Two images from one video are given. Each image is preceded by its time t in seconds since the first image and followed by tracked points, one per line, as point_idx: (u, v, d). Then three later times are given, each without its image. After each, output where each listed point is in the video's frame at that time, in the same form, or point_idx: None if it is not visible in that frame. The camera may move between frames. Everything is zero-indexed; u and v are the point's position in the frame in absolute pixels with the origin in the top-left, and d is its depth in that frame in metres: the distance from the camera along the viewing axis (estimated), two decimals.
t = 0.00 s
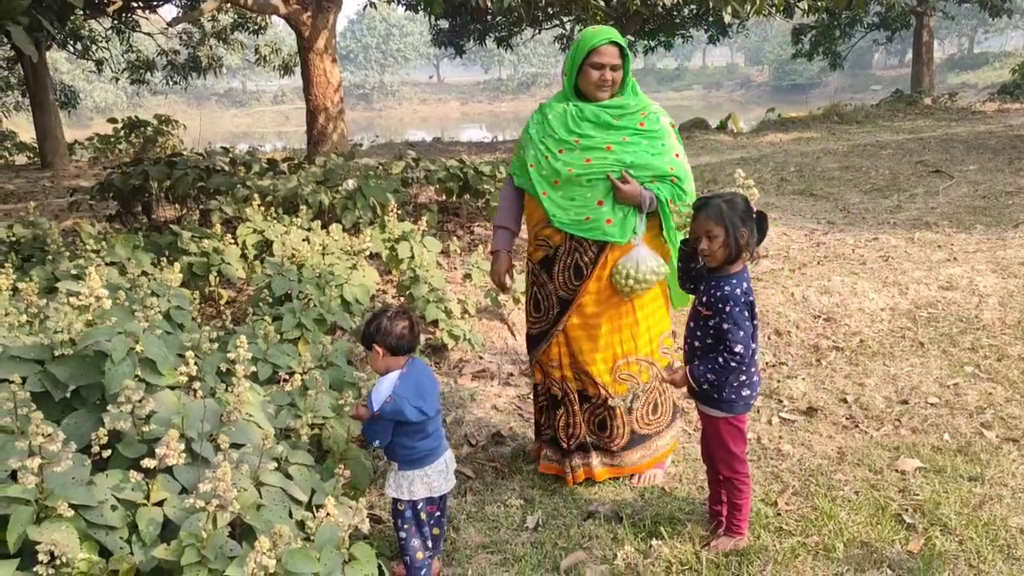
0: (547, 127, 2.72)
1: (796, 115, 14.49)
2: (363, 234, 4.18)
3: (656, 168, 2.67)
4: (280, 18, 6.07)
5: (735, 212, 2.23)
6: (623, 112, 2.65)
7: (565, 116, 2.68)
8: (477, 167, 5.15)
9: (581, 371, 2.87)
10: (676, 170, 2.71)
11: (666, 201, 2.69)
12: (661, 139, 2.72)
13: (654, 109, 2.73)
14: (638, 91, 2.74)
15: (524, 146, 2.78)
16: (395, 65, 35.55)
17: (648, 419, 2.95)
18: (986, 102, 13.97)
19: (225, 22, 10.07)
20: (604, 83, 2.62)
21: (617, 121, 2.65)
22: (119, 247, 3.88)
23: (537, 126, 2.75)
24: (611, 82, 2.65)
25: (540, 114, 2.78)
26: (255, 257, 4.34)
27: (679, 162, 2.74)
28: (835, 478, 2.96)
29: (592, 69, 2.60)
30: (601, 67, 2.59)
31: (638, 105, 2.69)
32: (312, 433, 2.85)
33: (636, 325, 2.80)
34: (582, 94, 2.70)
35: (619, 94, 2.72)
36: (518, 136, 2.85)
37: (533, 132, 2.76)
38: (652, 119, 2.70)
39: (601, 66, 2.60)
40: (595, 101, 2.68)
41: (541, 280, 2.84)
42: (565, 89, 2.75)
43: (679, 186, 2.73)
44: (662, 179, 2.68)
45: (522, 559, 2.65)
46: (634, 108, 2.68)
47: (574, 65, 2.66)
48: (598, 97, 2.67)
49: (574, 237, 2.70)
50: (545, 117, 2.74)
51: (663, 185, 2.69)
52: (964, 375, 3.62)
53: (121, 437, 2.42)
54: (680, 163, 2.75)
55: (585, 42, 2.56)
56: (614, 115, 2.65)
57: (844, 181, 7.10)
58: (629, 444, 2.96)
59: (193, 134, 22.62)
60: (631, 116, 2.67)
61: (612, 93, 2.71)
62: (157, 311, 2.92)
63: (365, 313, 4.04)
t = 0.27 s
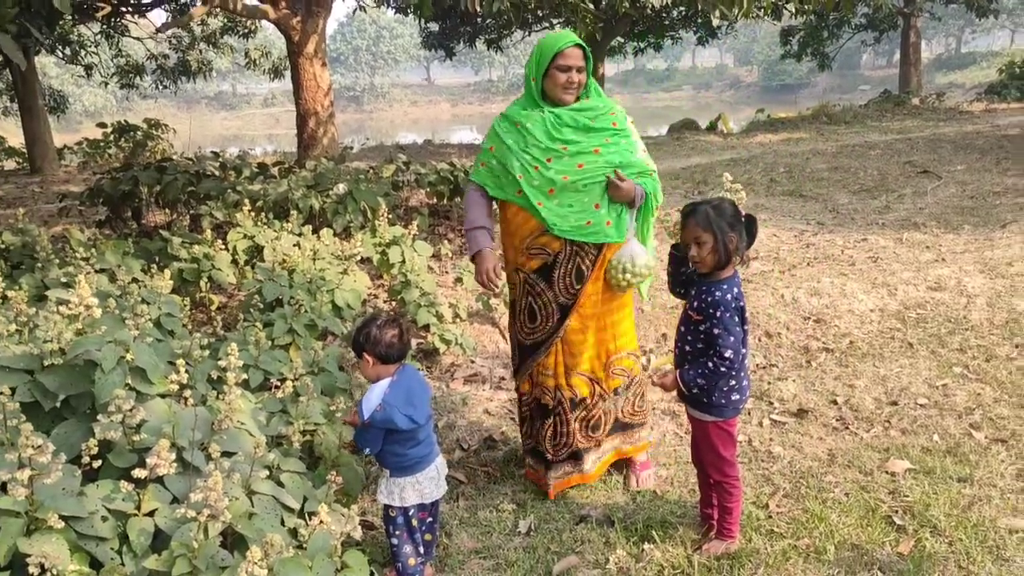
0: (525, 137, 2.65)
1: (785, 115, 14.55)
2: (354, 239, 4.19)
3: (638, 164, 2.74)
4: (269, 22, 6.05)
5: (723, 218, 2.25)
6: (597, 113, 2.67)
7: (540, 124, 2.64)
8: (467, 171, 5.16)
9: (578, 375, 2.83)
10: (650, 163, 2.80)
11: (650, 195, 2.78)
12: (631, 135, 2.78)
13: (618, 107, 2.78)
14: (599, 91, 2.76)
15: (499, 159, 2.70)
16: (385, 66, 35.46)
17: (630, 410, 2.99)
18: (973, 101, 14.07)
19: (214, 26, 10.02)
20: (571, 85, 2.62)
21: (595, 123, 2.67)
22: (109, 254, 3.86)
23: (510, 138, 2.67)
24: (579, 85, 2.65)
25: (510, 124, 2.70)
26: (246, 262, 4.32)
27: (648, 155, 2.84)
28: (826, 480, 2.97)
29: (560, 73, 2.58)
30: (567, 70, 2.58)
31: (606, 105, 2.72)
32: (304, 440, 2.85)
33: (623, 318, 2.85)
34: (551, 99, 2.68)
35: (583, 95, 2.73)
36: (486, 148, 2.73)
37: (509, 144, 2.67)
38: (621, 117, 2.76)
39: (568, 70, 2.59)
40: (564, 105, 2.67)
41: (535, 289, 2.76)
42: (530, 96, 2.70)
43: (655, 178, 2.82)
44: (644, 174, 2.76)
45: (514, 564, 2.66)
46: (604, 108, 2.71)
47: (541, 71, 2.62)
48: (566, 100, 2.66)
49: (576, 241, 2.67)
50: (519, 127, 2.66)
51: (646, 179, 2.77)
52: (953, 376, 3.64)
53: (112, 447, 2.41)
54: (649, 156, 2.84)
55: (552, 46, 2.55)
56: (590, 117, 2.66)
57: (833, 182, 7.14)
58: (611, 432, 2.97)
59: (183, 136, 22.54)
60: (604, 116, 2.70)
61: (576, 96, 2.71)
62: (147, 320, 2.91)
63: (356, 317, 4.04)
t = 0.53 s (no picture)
0: (512, 141, 2.62)
1: (755, 113, 14.69)
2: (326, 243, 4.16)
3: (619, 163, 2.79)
4: (237, 25, 5.99)
5: (694, 218, 2.27)
6: (576, 116, 2.69)
7: (523, 129, 2.62)
8: (439, 173, 5.15)
9: (572, 377, 2.83)
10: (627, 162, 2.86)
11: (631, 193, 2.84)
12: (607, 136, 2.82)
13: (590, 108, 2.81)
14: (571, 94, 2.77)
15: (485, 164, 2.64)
16: (357, 67, 35.25)
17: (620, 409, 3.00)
18: (938, 98, 14.31)
19: (182, 28, 9.90)
20: (547, 89, 2.62)
21: (575, 125, 2.68)
22: (76, 261, 3.80)
23: (494, 142, 2.63)
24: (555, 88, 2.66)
25: (492, 128, 2.66)
26: (217, 267, 4.27)
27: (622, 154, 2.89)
28: (798, 475, 3.00)
29: (535, 78, 2.58)
30: (540, 74, 2.58)
31: (581, 107, 2.74)
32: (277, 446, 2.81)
33: (613, 318, 2.87)
34: (529, 103, 2.66)
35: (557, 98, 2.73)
36: (468, 153, 2.67)
37: (494, 149, 2.63)
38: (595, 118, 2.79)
39: (542, 74, 2.58)
40: (541, 108, 2.67)
41: (527, 293, 2.74)
42: (508, 100, 2.67)
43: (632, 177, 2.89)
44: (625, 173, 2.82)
45: (490, 566, 2.65)
46: (579, 110, 2.73)
47: (517, 76, 2.60)
48: (543, 103, 2.66)
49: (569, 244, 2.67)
50: (503, 131, 2.63)
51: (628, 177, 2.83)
52: (921, 371, 3.70)
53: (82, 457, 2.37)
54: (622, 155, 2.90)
55: (527, 52, 2.53)
56: (569, 119, 2.68)
57: (802, 180, 7.22)
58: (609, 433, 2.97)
59: (152, 140, 22.25)
60: (582, 118, 2.72)
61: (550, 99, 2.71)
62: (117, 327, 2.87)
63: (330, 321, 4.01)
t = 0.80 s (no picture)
0: (517, 134, 2.55)
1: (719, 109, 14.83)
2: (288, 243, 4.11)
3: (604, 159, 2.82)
4: (194, 24, 5.89)
5: (654, 212, 2.27)
6: (567, 112, 2.68)
7: (525, 122, 2.56)
8: (402, 172, 5.12)
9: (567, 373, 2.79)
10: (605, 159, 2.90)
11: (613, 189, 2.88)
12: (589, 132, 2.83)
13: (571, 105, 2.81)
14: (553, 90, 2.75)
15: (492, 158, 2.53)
16: (322, 67, 34.94)
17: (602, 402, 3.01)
18: (896, 91, 14.57)
19: (139, 29, 9.72)
20: (535, 87, 2.58)
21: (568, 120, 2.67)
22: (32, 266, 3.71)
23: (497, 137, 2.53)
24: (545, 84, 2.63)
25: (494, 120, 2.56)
26: (178, 269, 4.20)
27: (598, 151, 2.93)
28: (762, 465, 3.03)
29: (522, 74, 2.53)
30: (528, 70, 2.54)
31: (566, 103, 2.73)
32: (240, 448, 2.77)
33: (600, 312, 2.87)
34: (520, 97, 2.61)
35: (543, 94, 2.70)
36: (470, 145, 2.54)
37: (499, 141, 2.54)
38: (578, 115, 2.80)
39: (530, 71, 2.54)
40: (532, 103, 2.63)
41: (526, 289, 2.66)
42: (501, 93, 2.60)
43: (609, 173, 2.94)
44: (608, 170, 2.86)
45: (457, 563, 2.63)
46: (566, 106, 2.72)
47: (507, 70, 2.55)
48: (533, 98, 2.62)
49: (570, 239, 2.64)
50: (507, 123, 2.55)
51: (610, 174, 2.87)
52: (881, 359, 3.76)
53: (39, 464, 2.31)
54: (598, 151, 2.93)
55: (519, 46, 2.50)
56: (562, 115, 2.66)
57: (764, 173, 7.30)
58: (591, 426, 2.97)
59: (113, 142, 21.85)
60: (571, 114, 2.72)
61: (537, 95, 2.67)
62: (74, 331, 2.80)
63: (293, 322, 3.96)
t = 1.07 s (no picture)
0: (492, 123, 2.51)
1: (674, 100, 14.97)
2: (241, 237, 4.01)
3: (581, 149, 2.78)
4: (139, 17, 5.73)
5: (607, 195, 2.26)
6: (543, 100, 2.64)
7: (502, 112, 2.52)
8: (358, 165, 5.05)
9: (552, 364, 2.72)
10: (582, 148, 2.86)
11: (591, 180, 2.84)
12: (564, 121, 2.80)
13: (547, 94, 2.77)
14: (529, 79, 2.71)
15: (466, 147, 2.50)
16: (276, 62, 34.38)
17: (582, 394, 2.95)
18: (846, 81, 14.85)
19: (83, 23, 9.44)
20: (511, 74, 2.54)
21: (544, 110, 2.63)
22: None
23: (474, 126, 2.49)
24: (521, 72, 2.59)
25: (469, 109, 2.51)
26: (127, 267, 4.08)
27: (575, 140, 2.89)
28: (722, 449, 3.05)
29: (499, 61, 2.49)
30: (506, 57, 2.50)
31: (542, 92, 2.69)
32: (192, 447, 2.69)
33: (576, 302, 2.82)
34: (496, 85, 2.56)
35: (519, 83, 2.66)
36: (445, 135, 2.50)
37: (474, 131, 2.50)
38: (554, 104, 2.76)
39: (508, 58, 2.50)
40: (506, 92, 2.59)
41: (507, 280, 2.58)
42: (476, 82, 2.55)
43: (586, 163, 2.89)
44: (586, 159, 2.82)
45: (419, 557, 2.60)
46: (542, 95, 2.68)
47: (483, 57, 2.50)
48: (508, 87, 2.58)
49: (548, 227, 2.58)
50: (482, 113, 2.51)
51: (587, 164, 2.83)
52: (836, 342, 3.81)
53: None
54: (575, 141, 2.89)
55: (496, 33, 2.45)
56: (537, 104, 2.62)
57: (718, 162, 7.38)
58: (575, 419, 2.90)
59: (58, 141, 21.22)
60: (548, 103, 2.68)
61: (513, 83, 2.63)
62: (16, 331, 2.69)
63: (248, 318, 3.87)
